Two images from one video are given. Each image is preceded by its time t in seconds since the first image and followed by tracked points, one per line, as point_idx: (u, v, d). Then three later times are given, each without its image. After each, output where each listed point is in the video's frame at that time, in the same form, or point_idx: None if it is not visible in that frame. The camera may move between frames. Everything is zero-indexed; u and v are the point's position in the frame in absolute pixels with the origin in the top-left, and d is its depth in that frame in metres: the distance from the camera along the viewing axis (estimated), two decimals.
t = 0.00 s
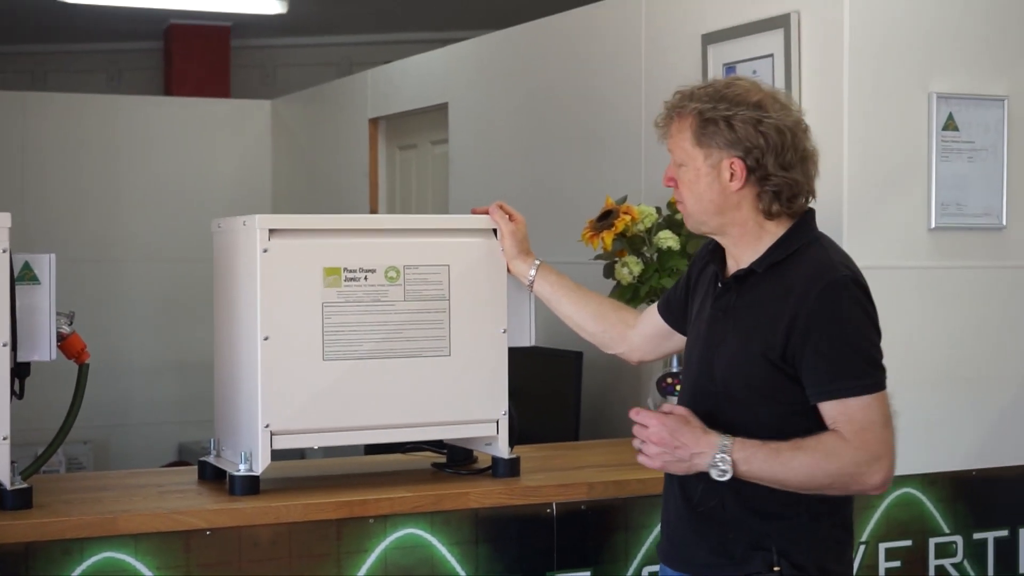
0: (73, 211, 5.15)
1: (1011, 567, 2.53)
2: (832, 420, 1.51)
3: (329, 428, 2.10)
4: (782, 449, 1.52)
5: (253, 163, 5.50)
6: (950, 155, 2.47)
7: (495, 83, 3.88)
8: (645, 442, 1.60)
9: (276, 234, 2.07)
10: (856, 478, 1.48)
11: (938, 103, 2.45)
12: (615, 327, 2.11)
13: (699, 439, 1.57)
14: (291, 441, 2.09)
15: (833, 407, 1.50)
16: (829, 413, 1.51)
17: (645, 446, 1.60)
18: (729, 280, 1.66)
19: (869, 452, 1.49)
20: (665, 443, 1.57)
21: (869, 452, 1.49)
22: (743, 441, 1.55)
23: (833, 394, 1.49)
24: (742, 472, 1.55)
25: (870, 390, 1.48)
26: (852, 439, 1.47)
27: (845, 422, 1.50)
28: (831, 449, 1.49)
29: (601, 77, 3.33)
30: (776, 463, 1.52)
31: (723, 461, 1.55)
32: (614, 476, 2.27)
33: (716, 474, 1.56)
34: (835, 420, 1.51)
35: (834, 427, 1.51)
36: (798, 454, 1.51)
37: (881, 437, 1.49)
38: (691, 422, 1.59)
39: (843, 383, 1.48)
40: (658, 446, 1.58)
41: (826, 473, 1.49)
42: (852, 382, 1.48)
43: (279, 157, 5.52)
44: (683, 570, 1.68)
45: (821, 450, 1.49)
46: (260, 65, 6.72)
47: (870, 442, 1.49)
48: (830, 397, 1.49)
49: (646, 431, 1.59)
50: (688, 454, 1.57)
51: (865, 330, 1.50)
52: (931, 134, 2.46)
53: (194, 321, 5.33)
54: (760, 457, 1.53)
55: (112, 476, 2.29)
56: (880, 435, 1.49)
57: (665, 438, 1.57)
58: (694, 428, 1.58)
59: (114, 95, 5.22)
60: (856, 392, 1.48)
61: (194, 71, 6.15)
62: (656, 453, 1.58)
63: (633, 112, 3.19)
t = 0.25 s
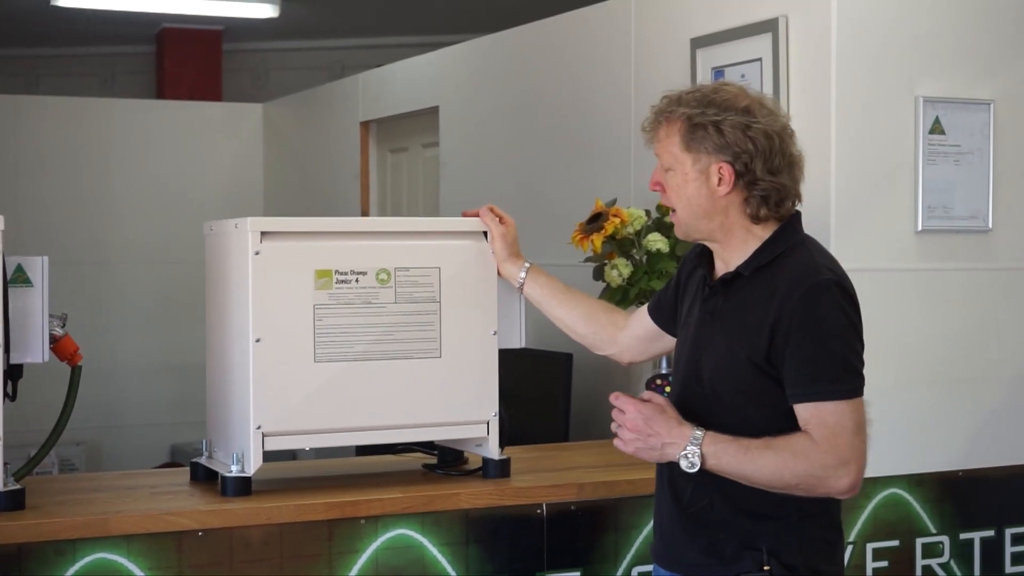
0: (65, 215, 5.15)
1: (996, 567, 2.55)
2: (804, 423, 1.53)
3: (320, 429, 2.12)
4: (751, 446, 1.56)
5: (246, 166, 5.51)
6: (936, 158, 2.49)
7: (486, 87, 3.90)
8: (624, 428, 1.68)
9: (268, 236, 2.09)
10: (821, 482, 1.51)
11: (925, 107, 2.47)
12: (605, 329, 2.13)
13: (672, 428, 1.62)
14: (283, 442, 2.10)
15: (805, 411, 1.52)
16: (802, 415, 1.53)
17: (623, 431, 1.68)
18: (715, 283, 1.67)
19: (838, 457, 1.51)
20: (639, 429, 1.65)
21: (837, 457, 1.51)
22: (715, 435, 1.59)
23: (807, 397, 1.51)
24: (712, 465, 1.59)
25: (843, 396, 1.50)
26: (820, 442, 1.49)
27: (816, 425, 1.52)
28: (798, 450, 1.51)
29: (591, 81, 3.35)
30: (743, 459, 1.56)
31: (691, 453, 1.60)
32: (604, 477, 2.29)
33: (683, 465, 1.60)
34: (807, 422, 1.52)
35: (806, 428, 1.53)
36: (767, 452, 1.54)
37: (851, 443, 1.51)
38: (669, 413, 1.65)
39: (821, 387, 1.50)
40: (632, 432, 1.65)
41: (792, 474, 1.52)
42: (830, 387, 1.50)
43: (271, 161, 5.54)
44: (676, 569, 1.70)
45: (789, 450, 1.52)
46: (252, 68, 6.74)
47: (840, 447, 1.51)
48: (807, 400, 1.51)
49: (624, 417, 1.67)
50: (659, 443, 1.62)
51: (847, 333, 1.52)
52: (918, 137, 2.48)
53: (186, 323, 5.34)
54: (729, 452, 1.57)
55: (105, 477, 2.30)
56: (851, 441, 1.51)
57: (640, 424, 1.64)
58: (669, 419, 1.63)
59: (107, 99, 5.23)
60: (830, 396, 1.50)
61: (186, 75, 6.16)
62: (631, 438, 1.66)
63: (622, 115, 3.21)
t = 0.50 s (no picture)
0: (60, 217, 5.16)
1: (983, 566, 2.57)
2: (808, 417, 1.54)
3: (313, 430, 2.13)
4: (758, 448, 1.56)
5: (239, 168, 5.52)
6: (924, 160, 2.51)
7: (477, 90, 3.91)
8: (624, 443, 1.64)
9: (261, 238, 2.10)
10: (830, 475, 1.52)
11: (913, 109, 2.49)
12: (593, 334, 2.13)
13: (677, 438, 1.61)
14: (277, 443, 2.11)
15: (808, 407, 1.53)
16: (804, 411, 1.54)
17: (624, 447, 1.63)
18: (708, 284, 1.69)
19: (843, 450, 1.52)
20: (645, 443, 1.61)
21: (842, 449, 1.52)
22: (720, 440, 1.59)
23: (808, 393, 1.52)
24: (720, 470, 1.58)
25: (844, 389, 1.52)
26: (825, 437, 1.51)
27: (820, 421, 1.53)
28: (805, 448, 1.52)
29: (581, 83, 3.37)
30: (753, 461, 1.56)
31: (701, 460, 1.59)
32: (595, 477, 2.30)
33: (694, 472, 1.59)
34: (810, 418, 1.54)
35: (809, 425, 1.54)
36: (774, 453, 1.54)
37: (856, 434, 1.53)
38: (670, 421, 1.63)
39: (819, 384, 1.52)
40: (637, 446, 1.61)
41: (801, 471, 1.53)
42: (829, 383, 1.51)
43: (263, 163, 5.55)
44: (669, 570, 1.71)
45: (795, 448, 1.53)
46: (244, 71, 6.77)
47: (844, 439, 1.53)
48: (807, 396, 1.52)
49: (625, 431, 1.63)
50: (666, 453, 1.61)
51: (842, 330, 1.54)
52: (906, 139, 2.50)
53: (180, 324, 5.35)
54: (736, 456, 1.57)
55: (98, 478, 2.31)
56: (853, 432, 1.53)
57: (645, 438, 1.61)
58: (672, 427, 1.62)
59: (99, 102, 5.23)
60: (831, 391, 1.52)
61: (180, 78, 6.18)
62: (636, 453, 1.62)
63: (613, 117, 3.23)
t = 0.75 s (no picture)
0: (56, 218, 5.18)
1: (971, 564, 2.60)
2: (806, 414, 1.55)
3: (306, 430, 2.14)
4: (760, 442, 1.55)
5: (233, 169, 5.54)
6: (913, 162, 2.53)
7: (469, 92, 3.93)
8: (624, 436, 1.59)
9: (255, 239, 2.11)
10: (833, 471, 1.51)
11: (902, 111, 2.51)
12: (583, 337, 2.14)
13: (681, 432, 1.57)
14: (271, 442, 2.13)
15: (806, 404, 1.54)
16: (802, 408, 1.55)
17: (625, 439, 1.59)
18: (701, 283, 1.70)
19: (844, 445, 1.52)
20: (648, 436, 1.57)
21: (843, 445, 1.52)
22: (723, 434, 1.57)
23: (804, 391, 1.53)
24: (723, 464, 1.56)
25: (841, 385, 1.53)
26: (829, 431, 1.50)
27: (819, 416, 1.53)
28: (809, 442, 1.52)
29: (573, 85, 3.38)
30: (755, 456, 1.54)
31: (706, 454, 1.56)
32: (587, 476, 2.32)
33: (698, 467, 1.56)
34: (808, 414, 1.54)
35: (808, 420, 1.54)
36: (777, 447, 1.53)
37: (854, 431, 1.53)
38: (672, 414, 1.59)
39: (815, 380, 1.53)
40: (641, 440, 1.57)
41: (804, 466, 1.51)
42: (825, 379, 1.52)
43: (257, 164, 5.56)
44: (662, 570, 1.72)
45: (799, 443, 1.52)
46: (239, 73, 6.79)
47: (844, 435, 1.53)
48: (805, 393, 1.53)
49: (627, 424, 1.58)
50: (670, 447, 1.57)
51: (837, 328, 1.56)
52: (895, 141, 2.52)
53: (175, 325, 5.37)
54: (740, 450, 1.55)
55: (92, 477, 2.32)
56: (852, 427, 1.53)
57: (649, 431, 1.57)
58: (674, 421, 1.58)
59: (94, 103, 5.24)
60: (829, 387, 1.52)
61: (174, 79, 6.20)
62: (638, 446, 1.57)
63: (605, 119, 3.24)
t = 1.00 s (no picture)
0: (52, 220, 5.19)
1: (961, 563, 2.62)
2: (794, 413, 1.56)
3: (301, 430, 2.16)
4: (751, 437, 1.56)
5: (228, 170, 5.55)
6: (904, 164, 2.55)
7: (463, 94, 3.95)
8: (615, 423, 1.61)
9: (249, 240, 2.13)
10: (820, 469, 1.53)
11: (892, 113, 2.53)
12: (576, 337, 2.16)
13: (672, 424, 1.59)
14: (266, 442, 2.14)
15: (795, 403, 1.56)
16: (791, 406, 1.56)
17: (616, 427, 1.61)
18: (692, 283, 1.72)
19: (832, 444, 1.54)
20: (638, 426, 1.59)
21: (831, 443, 1.54)
22: (714, 428, 1.58)
23: (794, 389, 1.55)
24: (713, 458, 1.57)
25: (829, 385, 1.54)
26: (818, 429, 1.52)
27: (807, 414, 1.55)
28: (798, 439, 1.53)
29: (566, 87, 3.40)
30: (744, 451, 1.56)
31: (696, 447, 1.57)
32: (580, 475, 2.34)
33: (687, 460, 1.58)
34: (797, 412, 1.56)
35: (797, 418, 1.56)
36: (767, 442, 1.54)
37: (841, 430, 1.55)
38: (664, 405, 1.60)
39: (805, 379, 1.54)
40: (631, 429, 1.59)
41: (792, 463, 1.53)
42: (814, 378, 1.54)
43: (252, 165, 5.57)
44: (654, 567, 1.73)
45: (789, 440, 1.53)
46: (235, 75, 6.80)
47: (831, 434, 1.55)
48: (795, 392, 1.55)
49: (618, 413, 1.60)
50: (659, 438, 1.59)
51: (826, 327, 1.57)
52: (886, 142, 2.54)
53: (170, 325, 5.38)
54: (730, 444, 1.56)
55: (88, 477, 2.34)
56: (840, 427, 1.55)
57: (640, 421, 1.58)
58: (666, 412, 1.60)
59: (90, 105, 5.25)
60: (818, 386, 1.54)
61: (170, 81, 6.21)
62: (628, 435, 1.59)
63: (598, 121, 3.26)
